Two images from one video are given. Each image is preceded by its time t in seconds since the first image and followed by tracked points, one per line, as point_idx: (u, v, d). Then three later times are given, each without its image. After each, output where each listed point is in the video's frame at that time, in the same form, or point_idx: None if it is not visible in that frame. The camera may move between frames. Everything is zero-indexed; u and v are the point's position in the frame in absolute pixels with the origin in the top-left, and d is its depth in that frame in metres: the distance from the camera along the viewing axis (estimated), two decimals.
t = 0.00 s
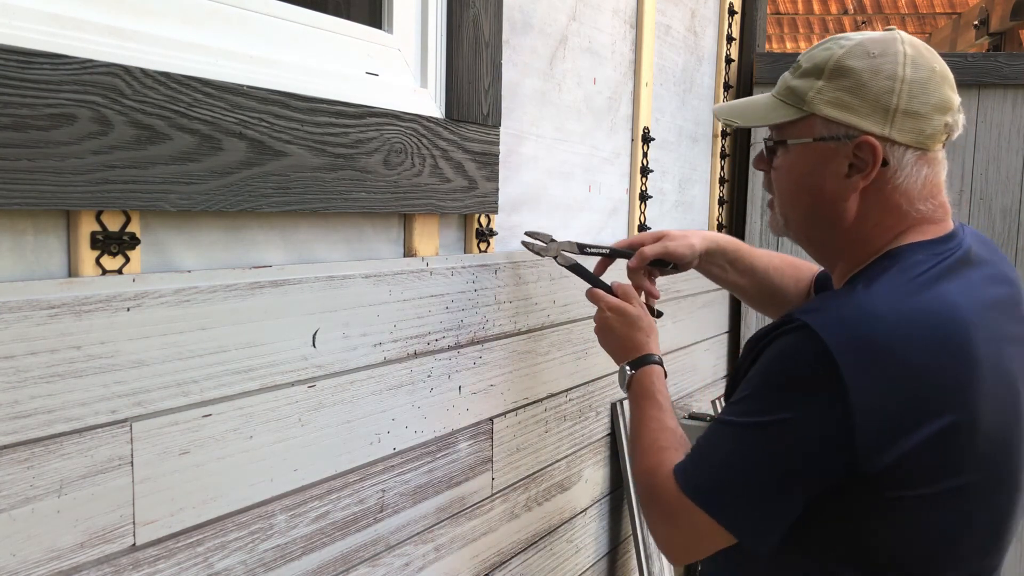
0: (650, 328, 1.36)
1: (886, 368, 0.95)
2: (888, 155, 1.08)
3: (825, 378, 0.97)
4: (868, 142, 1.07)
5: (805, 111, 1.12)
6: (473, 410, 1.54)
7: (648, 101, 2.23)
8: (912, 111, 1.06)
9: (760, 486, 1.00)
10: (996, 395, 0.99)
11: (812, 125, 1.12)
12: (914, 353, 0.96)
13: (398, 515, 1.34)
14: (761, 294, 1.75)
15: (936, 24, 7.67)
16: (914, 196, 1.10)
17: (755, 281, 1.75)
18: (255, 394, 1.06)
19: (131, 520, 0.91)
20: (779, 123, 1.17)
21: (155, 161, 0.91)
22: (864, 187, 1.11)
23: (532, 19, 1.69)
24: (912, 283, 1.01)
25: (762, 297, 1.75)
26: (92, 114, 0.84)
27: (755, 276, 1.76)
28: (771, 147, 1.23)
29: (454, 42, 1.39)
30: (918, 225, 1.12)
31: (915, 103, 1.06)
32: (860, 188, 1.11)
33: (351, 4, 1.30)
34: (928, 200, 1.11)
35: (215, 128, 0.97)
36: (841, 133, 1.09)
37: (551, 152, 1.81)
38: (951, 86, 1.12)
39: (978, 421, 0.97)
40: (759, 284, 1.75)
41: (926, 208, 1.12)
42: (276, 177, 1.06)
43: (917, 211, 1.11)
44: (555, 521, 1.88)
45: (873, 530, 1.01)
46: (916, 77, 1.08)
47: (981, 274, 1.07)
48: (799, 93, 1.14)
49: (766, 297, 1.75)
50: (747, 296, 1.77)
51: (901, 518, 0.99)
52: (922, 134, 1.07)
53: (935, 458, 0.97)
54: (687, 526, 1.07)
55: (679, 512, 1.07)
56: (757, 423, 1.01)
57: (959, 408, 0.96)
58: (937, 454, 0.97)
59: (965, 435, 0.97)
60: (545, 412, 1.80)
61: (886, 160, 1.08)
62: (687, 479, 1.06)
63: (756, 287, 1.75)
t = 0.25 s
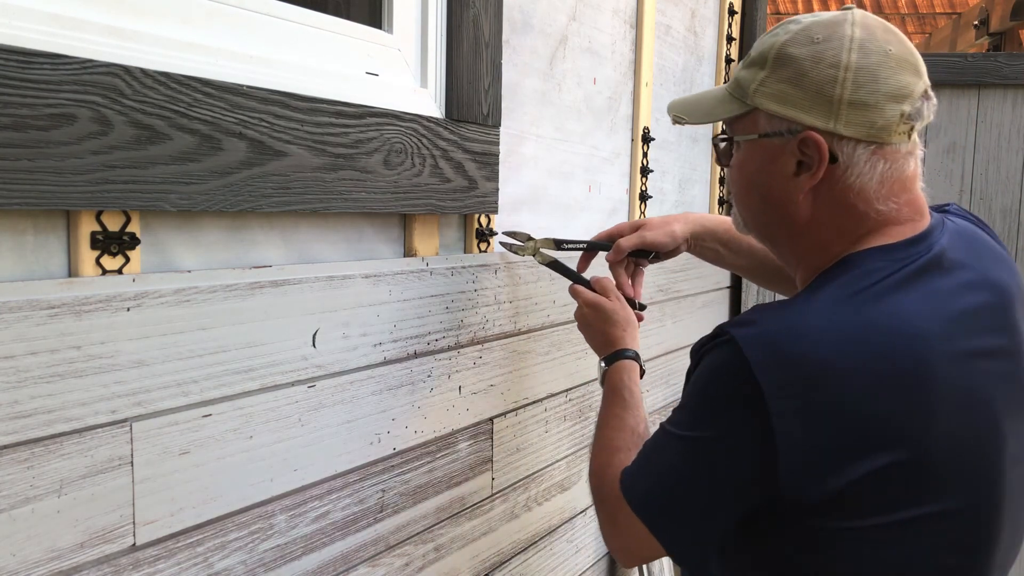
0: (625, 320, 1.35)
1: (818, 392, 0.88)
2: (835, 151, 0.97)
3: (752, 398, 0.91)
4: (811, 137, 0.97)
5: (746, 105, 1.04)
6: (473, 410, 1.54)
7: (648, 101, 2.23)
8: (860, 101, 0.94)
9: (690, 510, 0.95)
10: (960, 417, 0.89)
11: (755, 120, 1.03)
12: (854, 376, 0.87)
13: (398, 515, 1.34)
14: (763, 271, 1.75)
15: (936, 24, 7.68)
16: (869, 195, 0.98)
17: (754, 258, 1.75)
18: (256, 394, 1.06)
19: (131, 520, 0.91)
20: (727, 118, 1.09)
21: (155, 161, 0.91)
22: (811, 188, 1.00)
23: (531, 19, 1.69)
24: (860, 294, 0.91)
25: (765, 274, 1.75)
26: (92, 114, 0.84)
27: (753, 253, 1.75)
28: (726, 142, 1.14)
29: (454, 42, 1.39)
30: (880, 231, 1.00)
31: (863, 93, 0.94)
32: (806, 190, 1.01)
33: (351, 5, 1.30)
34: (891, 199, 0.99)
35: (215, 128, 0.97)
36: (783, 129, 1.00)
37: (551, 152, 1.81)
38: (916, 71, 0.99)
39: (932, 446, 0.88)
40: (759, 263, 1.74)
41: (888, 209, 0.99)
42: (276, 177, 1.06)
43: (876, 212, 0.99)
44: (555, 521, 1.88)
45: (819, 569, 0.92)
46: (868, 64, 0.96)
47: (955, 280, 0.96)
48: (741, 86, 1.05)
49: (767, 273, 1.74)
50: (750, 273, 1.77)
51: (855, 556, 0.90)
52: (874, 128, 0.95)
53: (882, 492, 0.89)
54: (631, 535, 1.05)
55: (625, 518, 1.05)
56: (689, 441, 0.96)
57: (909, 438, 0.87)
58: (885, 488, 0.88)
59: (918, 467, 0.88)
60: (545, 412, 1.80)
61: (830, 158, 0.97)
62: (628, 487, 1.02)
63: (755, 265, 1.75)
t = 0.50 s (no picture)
0: (613, 313, 1.35)
1: (790, 411, 0.86)
2: (812, 154, 0.96)
3: (726, 413, 0.90)
4: (788, 139, 0.95)
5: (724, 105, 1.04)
6: (473, 410, 1.54)
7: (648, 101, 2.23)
8: (837, 101, 0.92)
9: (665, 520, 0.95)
10: (945, 434, 0.87)
11: (733, 120, 1.03)
12: (830, 394, 0.86)
13: (398, 516, 1.34)
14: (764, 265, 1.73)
15: (936, 24, 7.68)
16: (852, 199, 0.96)
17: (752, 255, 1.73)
18: (256, 394, 1.06)
19: (131, 520, 0.91)
20: (707, 117, 1.08)
21: (155, 161, 0.91)
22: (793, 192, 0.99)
23: (531, 19, 1.69)
24: (837, 310, 0.89)
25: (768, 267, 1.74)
26: (92, 114, 0.84)
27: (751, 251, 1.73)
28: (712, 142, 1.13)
29: (454, 42, 1.39)
30: (864, 236, 0.97)
31: (839, 93, 0.92)
32: (789, 193, 0.99)
33: (351, 4, 1.30)
34: (877, 202, 0.96)
35: (215, 128, 0.97)
36: (759, 131, 0.99)
37: (551, 152, 1.81)
38: (900, 66, 0.96)
39: (915, 463, 0.86)
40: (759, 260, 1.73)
41: (873, 213, 0.97)
42: (276, 177, 1.06)
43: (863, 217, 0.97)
44: (556, 521, 1.88)
45: None
46: (845, 61, 0.93)
47: (941, 292, 0.93)
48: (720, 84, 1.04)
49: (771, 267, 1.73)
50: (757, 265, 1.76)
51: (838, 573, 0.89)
52: (852, 129, 0.93)
53: (858, 513, 0.87)
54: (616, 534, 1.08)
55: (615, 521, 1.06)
56: (666, 450, 0.96)
57: (884, 459, 0.86)
58: (861, 509, 0.87)
59: (897, 488, 0.86)
60: (545, 412, 1.80)
61: (810, 160, 0.96)
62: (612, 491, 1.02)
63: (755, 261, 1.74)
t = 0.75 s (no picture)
0: (607, 304, 1.35)
1: (787, 421, 0.86)
2: (808, 159, 0.95)
3: (722, 419, 0.89)
4: (782, 143, 0.96)
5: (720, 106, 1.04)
6: (472, 410, 1.54)
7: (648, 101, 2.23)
8: (833, 105, 0.92)
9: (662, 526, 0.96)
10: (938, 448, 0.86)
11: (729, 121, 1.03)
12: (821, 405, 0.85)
13: (397, 516, 1.34)
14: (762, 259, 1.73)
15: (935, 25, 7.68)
16: (849, 205, 0.95)
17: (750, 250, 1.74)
18: (256, 394, 1.06)
19: (131, 520, 0.91)
20: (704, 117, 1.09)
21: (155, 161, 0.91)
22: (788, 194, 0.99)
23: (532, 19, 1.69)
24: (834, 318, 0.89)
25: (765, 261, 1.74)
26: (92, 114, 0.84)
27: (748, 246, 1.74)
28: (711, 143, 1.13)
29: (454, 42, 1.39)
30: (862, 242, 0.97)
31: (835, 96, 0.92)
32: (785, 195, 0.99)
33: (351, 4, 1.30)
34: (875, 208, 0.95)
35: (215, 128, 0.97)
36: (754, 133, 0.99)
37: (551, 152, 1.81)
38: (901, 69, 0.95)
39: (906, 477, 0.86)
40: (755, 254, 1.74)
41: (870, 219, 0.96)
42: (276, 177, 1.06)
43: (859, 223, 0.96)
44: (556, 521, 1.88)
45: None
46: (842, 63, 0.93)
47: (943, 300, 0.93)
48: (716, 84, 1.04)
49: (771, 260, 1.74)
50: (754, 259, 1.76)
51: None
52: (848, 134, 0.92)
53: (851, 525, 0.87)
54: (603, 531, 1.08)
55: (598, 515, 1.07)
56: (663, 455, 0.96)
57: (882, 470, 0.85)
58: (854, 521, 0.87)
59: (889, 500, 0.86)
60: (545, 412, 1.81)
61: (805, 164, 0.96)
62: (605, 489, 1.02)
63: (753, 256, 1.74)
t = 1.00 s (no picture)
0: (599, 293, 1.35)
1: (779, 425, 0.86)
2: (801, 159, 0.95)
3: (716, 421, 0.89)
4: (775, 143, 0.96)
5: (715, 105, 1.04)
6: (472, 410, 1.54)
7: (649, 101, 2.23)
8: (825, 105, 0.91)
9: (657, 528, 0.95)
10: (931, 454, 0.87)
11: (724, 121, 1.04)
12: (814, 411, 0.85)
13: (397, 516, 1.34)
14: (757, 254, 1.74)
15: (935, 24, 7.68)
16: (842, 205, 0.95)
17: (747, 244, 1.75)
18: (256, 394, 1.06)
19: (131, 520, 0.91)
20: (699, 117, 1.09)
21: (155, 161, 0.91)
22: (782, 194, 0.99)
23: (532, 19, 1.69)
24: (829, 320, 0.89)
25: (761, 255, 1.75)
26: (92, 114, 0.84)
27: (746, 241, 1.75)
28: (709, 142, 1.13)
29: (454, 42, 1.39)
30: (857, 244, 0.97)
31: (826, 96, 0.91)
32: (778, 196, 0.99)
33: (351, 4, 1.30)
34: (869, 209, 0.95)
35: (215, 128, 0.97)
36: (747, 133, 0.99)
37: (551, 152, 1.81)
38: (897, 69, 0.94)
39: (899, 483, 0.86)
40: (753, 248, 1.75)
41: (864, 219, 0.95)
42: (276, 177, 1.06)
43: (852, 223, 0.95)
44: (556, 521, 1.88)
45: None
46: (834, 63, 0.92)
47: (938, 303, 0.92)
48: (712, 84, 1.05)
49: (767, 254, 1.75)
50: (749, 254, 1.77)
51: None
52: (839, 134, 0.92)
53: (841, 529, 0.87)
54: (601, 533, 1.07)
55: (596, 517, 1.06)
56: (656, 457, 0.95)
57: (876, 473, 0.86)
58: (845, 526, 0.87)
59: (882, 506, 0.86)
60: (545, 412, 1.81)
61: (798, 164, 0.96)
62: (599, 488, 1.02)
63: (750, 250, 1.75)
